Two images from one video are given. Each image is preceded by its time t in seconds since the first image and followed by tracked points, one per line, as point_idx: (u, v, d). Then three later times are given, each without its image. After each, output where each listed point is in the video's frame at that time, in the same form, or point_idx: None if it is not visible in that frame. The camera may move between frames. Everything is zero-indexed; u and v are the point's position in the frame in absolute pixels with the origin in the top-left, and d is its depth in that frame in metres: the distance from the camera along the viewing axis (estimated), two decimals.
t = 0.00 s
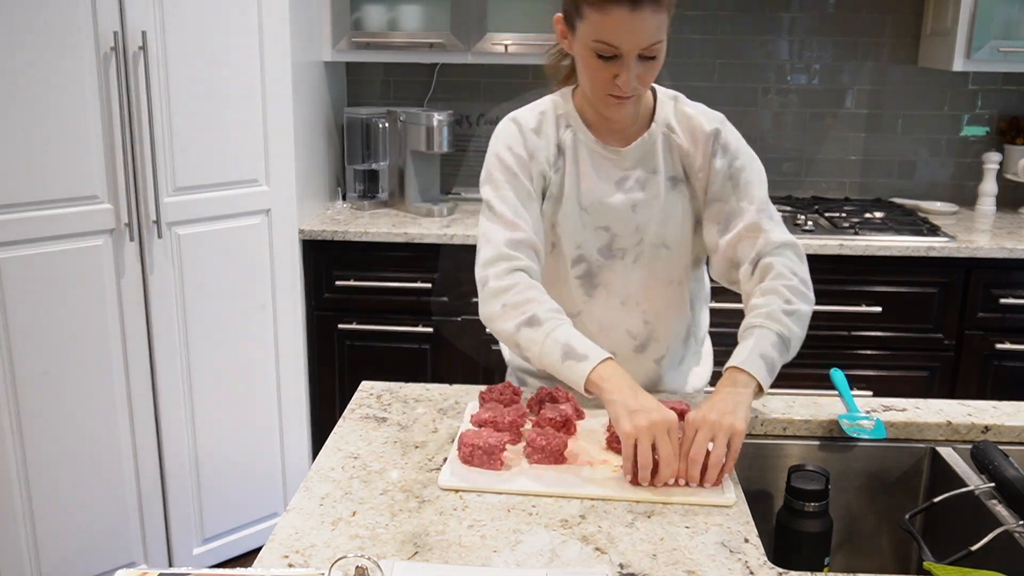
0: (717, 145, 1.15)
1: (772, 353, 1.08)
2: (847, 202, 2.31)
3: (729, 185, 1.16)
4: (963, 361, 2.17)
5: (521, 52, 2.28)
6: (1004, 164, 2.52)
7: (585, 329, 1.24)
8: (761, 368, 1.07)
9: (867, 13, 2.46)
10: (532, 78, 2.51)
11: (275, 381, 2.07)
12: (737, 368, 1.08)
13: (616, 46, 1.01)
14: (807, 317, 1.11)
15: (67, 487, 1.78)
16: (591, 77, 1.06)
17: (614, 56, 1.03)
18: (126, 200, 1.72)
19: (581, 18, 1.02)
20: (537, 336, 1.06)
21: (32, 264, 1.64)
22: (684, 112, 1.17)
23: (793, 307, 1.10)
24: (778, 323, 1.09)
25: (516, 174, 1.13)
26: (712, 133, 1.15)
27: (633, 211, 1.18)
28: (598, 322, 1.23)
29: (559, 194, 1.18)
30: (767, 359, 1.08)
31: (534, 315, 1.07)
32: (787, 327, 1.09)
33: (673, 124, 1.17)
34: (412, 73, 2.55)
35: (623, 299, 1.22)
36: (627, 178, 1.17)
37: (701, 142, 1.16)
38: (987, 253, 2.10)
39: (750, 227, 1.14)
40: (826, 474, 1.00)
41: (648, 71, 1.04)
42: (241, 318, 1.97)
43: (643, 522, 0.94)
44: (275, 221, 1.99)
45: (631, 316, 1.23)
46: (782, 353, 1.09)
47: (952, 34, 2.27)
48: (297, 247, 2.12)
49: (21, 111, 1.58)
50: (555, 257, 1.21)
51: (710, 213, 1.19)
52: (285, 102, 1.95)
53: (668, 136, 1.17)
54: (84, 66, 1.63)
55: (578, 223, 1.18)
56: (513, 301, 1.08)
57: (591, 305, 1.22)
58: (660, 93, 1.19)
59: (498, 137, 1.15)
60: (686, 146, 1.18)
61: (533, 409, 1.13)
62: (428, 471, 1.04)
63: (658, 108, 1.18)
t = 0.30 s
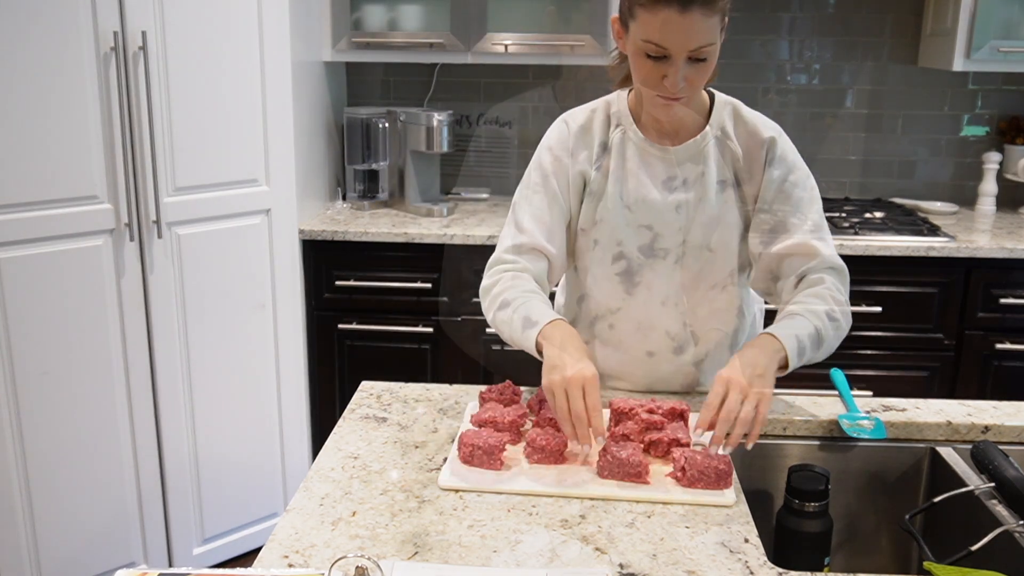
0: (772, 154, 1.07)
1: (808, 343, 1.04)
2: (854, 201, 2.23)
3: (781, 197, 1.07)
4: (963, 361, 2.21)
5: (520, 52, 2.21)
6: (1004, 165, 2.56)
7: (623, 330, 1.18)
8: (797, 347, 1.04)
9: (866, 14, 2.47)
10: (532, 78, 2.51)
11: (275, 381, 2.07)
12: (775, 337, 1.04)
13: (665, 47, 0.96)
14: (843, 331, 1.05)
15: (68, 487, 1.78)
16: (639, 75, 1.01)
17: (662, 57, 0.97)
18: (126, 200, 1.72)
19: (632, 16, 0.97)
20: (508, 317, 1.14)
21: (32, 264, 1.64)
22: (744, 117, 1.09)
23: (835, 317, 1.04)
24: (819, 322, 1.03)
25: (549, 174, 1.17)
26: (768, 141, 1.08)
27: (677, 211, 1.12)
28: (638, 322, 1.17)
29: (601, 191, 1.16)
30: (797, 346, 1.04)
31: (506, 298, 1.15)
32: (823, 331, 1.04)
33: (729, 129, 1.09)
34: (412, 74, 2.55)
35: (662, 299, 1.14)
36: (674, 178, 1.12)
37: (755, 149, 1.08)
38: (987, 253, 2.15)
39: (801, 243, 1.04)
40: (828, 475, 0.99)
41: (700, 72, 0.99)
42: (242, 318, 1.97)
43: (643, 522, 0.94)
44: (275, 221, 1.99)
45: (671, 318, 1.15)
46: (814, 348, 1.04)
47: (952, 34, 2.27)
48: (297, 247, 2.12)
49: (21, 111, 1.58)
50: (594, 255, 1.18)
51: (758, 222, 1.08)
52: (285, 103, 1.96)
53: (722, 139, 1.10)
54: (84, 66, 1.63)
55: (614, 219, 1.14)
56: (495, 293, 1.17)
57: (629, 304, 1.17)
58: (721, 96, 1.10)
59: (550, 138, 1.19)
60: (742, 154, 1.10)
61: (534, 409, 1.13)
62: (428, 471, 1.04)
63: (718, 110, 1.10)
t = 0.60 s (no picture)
0: (769, 154, 1.07)
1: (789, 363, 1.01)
2: (854, 202, 2.22)
3: (776, 198, 1.05)
4: (963, 361, 2.19)
5: (521, 52, 2.26)
6: (1004, 164, 2.53)
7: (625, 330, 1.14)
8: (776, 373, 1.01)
9: (866, 14, 2.47)
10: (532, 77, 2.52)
11: (275, 382, 2.07)
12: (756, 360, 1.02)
13: (658, 45, 0.95)
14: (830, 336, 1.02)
15: (67, 488, 1.78)
16: (634, 74, 1.00)
17: (656, 56, 0.96)
18: (126, 200, 1.72)
19: (626, 15, 0.96)
20: (519, 316, 1.12)
21: (31, 264, 1.64)
22: (742, 118, 1.09)
23: (818, 327, 1.01)
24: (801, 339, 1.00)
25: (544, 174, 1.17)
26: (765, 141, 1.07)
27: (678, 210, 1.10)
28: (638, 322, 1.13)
29: (600, 191, 1.14)
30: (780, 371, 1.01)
31: (516, 297, 1.14)
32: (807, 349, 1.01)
33: (726, 128, 1.08)
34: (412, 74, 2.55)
35: (664, 297, 1.12)
36: (673, 176, 1.10)
37: (752, 149, 1.07)
38: (987, 253, 2.12)
39: (789, 245, 1.02)
40: (827, 475, 0.99)
41: (694, 70, 0.97)
42: (242, 318, 1.97)
43: (643, 522, 0.94)
44: (275, 221, 1.99)
45: (673, 317, 1.12)
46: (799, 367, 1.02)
47: (952, 34, 2.27)
48: (297, 247, 2.12)
49: (21, 110, 1.58)
50: (594, 255, 1.16)
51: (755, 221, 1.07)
52: (284, 103, 1.95)
53: (720, 139, 1.08)
54: (84, 67, 1.63)
55: (615, 218, 1.13)
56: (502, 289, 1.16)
57: (631, 304, 1.13)
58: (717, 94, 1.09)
59: (546, 138, 1.19)
60: (740, 154, 1.09)
61: (534, 409, 1.13)
62: (428, 471, 1.04)
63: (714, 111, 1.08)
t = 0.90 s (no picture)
0: (763, 153, 1.10)
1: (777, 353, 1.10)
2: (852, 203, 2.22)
3: (774, 199, 1.10)
4: (963, 361, 2.19)
5: (521, 52, 2.25)
6: (1005, 164, 2.55)
7: (622, 328, 1.21)
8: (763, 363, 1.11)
9: (866, 14, 2.47)
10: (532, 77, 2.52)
11: (275, 382, 2.07)
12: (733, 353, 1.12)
13: (651, 45, 0.98)
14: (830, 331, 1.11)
15: (67, 487, 1.78)
16: (629, 75, 1.03)
17: (650, 56, 0.99)
18: (126, 199, 1.72)
19: (620, 17, 0.99)
20: (528, 330, 1.15)
21: (32, 264, 1.64)
22: (736, 116, 1.12)
23: (810, 320, 1.10)
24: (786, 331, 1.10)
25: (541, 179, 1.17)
26: (759, 140, 1.09)
27: (673, 209, 1.13)
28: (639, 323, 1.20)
29: (596, 192, 1.16)
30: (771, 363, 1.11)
31: (525, 308, 1.16)
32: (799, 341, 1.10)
33: (721, 127, 1.11)
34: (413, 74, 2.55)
35: (661, 297, 1.18)
36: (669, 176, 1.13)
37: (748, 148, 1.10)
38: (987, 253, 2.12)
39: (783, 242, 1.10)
40: (826, 475, 0.99)
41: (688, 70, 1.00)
42: (241, 319, 1.97)
43: (643, 521, 0.94)
44: (275, 221, 1.99)
45: (670, 316, 1.19)
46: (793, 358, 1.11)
47: (952, 34, 2.27)
48: (297, 247, 2.11)
49: (22, 108, 1.58)
50: (591, 254, 1.19)
51: (752, 219, 1.12)
52: (284, 102, 1.95)
53: (716, 138, 1.11)
54: (84, 66, 1.63)
55: (611, 219, 1.15)
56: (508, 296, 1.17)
57: (628, 303, 1.20)
58: (712, 94, 1.12)
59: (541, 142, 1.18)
60: (734, 150, 1.12)
61: (534, 410, 1.14)
62: (428, 471, 1.04)
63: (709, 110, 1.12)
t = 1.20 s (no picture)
0: (761, 154, 1.15)
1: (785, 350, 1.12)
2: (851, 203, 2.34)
3: (774, 198, 1.16)
4: (963, 362, 2.17)
5: (521, 52, 2.26)
6: (1004, 164, 2.51)
7: (622, 326, 1.23)
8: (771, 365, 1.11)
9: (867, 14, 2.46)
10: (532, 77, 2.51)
11: (274, 382, 2.07)
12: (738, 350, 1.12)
13: (649, 47, 1.00)
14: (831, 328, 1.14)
15: (66, 487, 1.78)
16: (627, 75, 1.05)
17: (649, 57, 1.01)
18: (126, 199, 1.72)
19: (618, 19, 1.00)
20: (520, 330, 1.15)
21: (32, 263, 1.64)
22: (733, 116, 1.17)
23: (813, 320, 1.12)
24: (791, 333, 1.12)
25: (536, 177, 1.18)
26: (758, 140, 1.15)
27: (671, 207, 1.17)
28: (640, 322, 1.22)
29: (593, 191, 1.19)
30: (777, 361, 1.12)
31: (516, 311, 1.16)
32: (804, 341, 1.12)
33: (719, 127, 1.16)
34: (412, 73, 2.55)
35: (660, 295, 1.21)
36: (668, 175, 1.17)
37: (747, 148, 1.16)
38: (987, 254, 2.10)
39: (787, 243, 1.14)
40: (826, 474, 0.99)
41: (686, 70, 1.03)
42: (241, 319, 1.96)
43: (643, 522, 0.94)
44: (275, 221, 1.99)
45: (668, 315, 1.22)
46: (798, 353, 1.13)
47: (952, 34, 2.27)
48: (297, 247, 2.11)
49: (22, 108, 1.58)
50: (589, 253, 1.21)
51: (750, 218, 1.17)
52: (283, 102, 1.95)
53: (713, 137, 1.16)
54: (84, 66, 1.63)
55: (609, 218, 1.18)
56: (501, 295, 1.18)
57: (626, 301, 1.22)
58: (708, 96, 1.17)
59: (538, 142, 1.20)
60: (733, 150, 1.17)
61: (534, 410, 1.14)
62: (428, 471, 1.04)
63: (706, 111, 1.17)
